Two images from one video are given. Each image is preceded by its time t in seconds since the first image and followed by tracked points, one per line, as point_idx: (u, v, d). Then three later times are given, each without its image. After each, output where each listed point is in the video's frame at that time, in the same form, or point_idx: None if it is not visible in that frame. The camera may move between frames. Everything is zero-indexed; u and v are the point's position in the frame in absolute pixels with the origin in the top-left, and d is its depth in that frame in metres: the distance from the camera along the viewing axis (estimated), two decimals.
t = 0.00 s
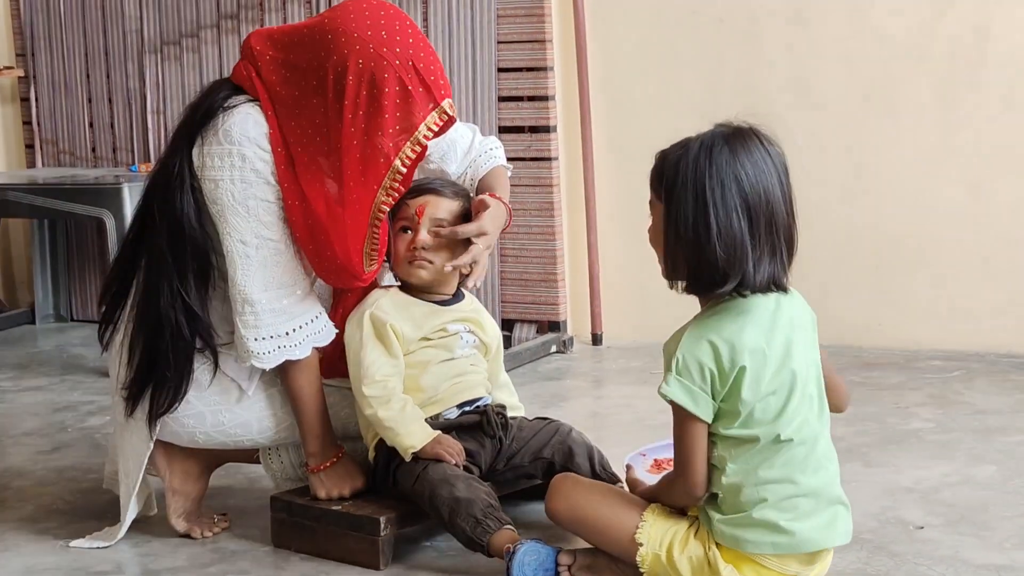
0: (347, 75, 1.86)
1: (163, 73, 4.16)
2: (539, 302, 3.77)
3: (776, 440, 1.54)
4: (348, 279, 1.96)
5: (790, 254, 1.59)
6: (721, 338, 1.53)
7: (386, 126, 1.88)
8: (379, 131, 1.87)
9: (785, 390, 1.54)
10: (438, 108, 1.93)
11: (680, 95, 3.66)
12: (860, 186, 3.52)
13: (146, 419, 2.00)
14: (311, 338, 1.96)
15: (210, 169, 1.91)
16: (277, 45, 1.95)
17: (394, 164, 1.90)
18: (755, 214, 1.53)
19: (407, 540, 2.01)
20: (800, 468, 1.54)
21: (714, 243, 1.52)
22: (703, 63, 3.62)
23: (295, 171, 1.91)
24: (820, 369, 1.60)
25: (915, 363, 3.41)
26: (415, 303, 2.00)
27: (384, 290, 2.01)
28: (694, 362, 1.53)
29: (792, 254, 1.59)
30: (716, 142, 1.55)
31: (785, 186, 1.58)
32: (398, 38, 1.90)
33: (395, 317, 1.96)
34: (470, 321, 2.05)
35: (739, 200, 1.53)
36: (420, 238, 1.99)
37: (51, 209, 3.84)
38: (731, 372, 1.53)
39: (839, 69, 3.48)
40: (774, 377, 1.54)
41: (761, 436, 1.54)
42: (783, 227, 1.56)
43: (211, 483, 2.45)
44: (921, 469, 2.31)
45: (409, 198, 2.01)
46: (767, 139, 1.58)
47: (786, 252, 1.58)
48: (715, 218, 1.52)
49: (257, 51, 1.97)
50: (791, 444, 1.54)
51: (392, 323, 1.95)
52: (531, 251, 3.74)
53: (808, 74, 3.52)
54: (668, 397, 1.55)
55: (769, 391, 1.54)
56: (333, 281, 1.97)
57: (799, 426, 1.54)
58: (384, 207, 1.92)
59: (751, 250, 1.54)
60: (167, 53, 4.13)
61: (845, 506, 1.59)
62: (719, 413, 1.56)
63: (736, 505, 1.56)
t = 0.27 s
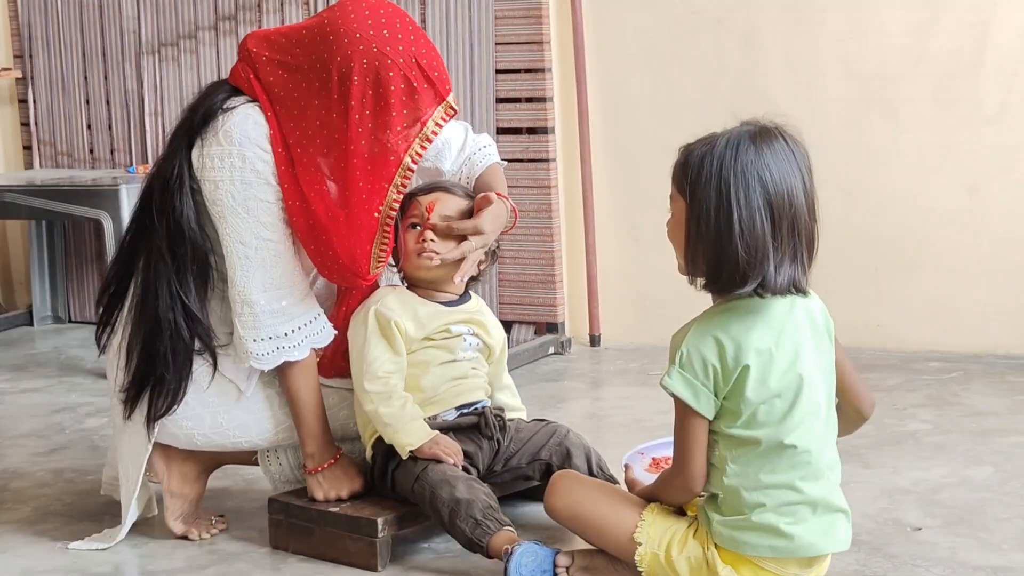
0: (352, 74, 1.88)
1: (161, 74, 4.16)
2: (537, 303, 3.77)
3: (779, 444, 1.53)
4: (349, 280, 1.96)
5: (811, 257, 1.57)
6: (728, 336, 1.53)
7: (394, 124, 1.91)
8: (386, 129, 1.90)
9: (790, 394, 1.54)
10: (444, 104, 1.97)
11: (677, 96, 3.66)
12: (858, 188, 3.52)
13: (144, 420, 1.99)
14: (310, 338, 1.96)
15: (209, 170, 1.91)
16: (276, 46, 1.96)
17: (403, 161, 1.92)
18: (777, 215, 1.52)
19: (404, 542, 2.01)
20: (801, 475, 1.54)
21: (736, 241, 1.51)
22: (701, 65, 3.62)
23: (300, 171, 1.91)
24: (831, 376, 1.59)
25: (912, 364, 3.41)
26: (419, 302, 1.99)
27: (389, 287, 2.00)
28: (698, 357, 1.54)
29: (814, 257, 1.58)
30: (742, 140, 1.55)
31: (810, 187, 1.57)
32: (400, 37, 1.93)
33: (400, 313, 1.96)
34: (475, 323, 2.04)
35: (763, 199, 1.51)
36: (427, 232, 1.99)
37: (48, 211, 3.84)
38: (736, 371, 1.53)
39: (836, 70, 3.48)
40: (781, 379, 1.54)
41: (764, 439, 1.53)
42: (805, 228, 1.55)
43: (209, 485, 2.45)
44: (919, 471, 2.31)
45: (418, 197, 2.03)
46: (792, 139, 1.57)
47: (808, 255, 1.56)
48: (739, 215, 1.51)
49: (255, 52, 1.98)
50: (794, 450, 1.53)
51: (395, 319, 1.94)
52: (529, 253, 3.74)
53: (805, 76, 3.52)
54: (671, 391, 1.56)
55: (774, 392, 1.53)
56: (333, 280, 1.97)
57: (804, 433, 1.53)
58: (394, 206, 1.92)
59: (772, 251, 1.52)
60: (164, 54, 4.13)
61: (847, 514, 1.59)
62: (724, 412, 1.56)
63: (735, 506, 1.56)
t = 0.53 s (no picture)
0: (359, 74, 1.89)
1: (160, 75, 4.16)
2: (535, 304, 3.77)
3: (779, 447, 1.53)
4: (349, 280, 1.96)
5: (812, 256, 1.58)
6: (730, 338, 1.53)
7: (401, 123, 1.92)
8: (392, 129, 1.91)
9: (791, 396, 1.54)
10: (450, 103, 1.99)
11: (676, 98, 3.66)
12: (856, 189, 3.52)
13: (143, 422, 1.99)
14: (310, 339, 1.96)
15: (212, 170, 1.90)
16: (280, 47, 1.96)
17: (410, 160, 1.93)
18: (779, 215, 1.52)
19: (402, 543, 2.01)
20: (799, 477, 1.54)
21: (736, 241, 1.51)
22: (700, 66, 3.62)
23: (303, 172, 1.91)
24: (831, 378, 1.60)
25: (911, 366, 3.41)
26: (420, 303, 1.99)
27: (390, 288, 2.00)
28: (701, 359, 1.54)
29: (815, 256, 1.58)
30: (743, 139, 1.54)
31: (811, 185, 1.57)
32: (406, 37, 1.95)
33: (401, 313, 1.96)
34: (474, 322, 2.04)
35: (764, 198, 1.52)
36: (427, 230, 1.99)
37: (47, 212, 3.84)
38: (738, 373, 1.53)
39: (835, 72, 3.49)
40: (782, 380, 1.53)
41: (764, 442, 1.53)
42: (807, 228, 1.55)
43: (207, 487, 2.45)
44: (918, 472, 2.31)
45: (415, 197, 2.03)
46: (793, 137, 1.57)
47: (809, 253, 1.57)
48: (742, 215, 1.51)
49: (258, 53, 1.97)
50: (793, 453, 1.53)
51: (395, 318, 1.94)
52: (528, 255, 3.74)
53: (804, 78, 3.52)
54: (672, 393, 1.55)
55: (775, 394, 1.53)
56: (332, 280, 1.97)
57: (803, 436, 1.54)
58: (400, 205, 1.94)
59: (774, 250, 1.52)
60: (163, 56, 4.13)
61: (845, 516, 1.59)
62: (725, 414, 1.56)
63: (734, 508, 1.56)
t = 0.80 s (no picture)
0: (361, 72, 1.89)
1: (159, 76, 4.16)
2: (535, 305, 3.77)
3: (776, 449, 1.53)
4: (349, 280, 1.97)
5: (808, 255, 1.58)
6: (728, 339, 1.53)
7: (405, 120, 1.92)
8: (395, 127, 1.91)
9: (789, 397, 1.54)
10: (453, 100, 1.99)
11: (676, 99, 3.67)
12: (856, 191, 3.52)
13: (143, 423, 1.99)
14: (310, 339, 1.96)
15: (212, 171, 1.90)
16: (281, 47, 1.96)
17: (414, 157, 1.93)
18: (775, 215, 1.53)
19: (402, 545, 2.01)
20: (797, 477, 1.54)
21: (729, 241, 1.51)
22: (699, 68, 3.62)
23: (304, 171, 1.91)
24: (829, 378, 1.60)
25: (910, 367, 3.41)
26: (421, 304, 1.99)
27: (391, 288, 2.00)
28: (699, 360, 1.54)
29: (811, 255, 1.58)
30: (736, 140, 1.55)
31: (805, 184, 1.57)
32: (408, 35, 1.95)
33: (403, 313, 1.96)
34: (475, 322, 2.05)
35: (757, 198, 1.52)
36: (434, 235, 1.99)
37: (47, 213, 3.84)
38: (735, 375, 1.53)
39: (834, 73, 3.49)
40: (780, 382, 1.54)
41: (762, 444, 1.54)
42: (801, 227, 1.55)
43: (207, 488, 2.45)
44: (917, 474, 2.31)
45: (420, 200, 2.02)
46: (788, 138, 1.58)
47: (805, 253, 1.57)
48: (736, 215, 1.51)
49: (259, 54, 1.98)
50: (790, 454, 1.53)
51: (396, 317, 1.95)
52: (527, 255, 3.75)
53: (803, 79, 3.52)
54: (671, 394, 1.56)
55: (773, 396, 1.53)
56: (330, 279, 1.98)
57: (801, 438, 1.54)
58: (403, 204, 1.93)
59: (769, 250, 1.52)
60: (163, 56, 4.14)
61: (843, 518, 1.59)
62: (723, 416, 1.56)
63: (732, 510, 1.56)
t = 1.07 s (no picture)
0: (356, 68, 1.88)
1: (160, 76, 4.16)
2: (535, 305, 3.77)
3: (773, 449, 1.53)
4: (348, 279, 1.98)
5: (803, 254, 1.58)
6: (724, 339, 1.53)
7: (398, 113, 1.91)
8: (390, 124, 1.91)
9: (785, 398, 1.54)
10: (447, 91, 1.97)
11: (676, 99, 3.67)
12: (856, 191, 3.52)
13: (142, 423, 1.99)
14: (309, 340, 1.96)
15: (212, 171, 1.90)
16: (278, 45, 1.96)
17: (407, 150, 1.92)
18: (768, 213, 1.52)
19: (401, 545, 2.01)
20: (794, 477, 1.54)
21: (724, 241, 1.52)
22: (699, 68, 3.62)
23: (302, 170, 1.92)
24: (827, 378, 1.60)
25: (910, 367, 3.41)
26: (422, 305, 1.99)
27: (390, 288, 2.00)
28: (696, 360, 1.54)
29: (807, 254, 1.58)
30: (730, 139, 1.55)
31: (801, 183, 1.57)
32: (402, 27, 1.93)
33: (404, 314, 1.96)
34: (475, 321, 2.06)
35: (752, 197, 1.52)
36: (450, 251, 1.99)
37: (47, 212, 3.84)
38: (732, 375, 1.53)
39: (835, 73, 3.49)
40: (776, 382, 1.54)
41: (759, 445, 1.54)
42: (797, 227, 1.55)
43: (207, 487, 2.46)
44: (916, 474, 2.31)
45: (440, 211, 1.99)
46: (782, 137, 1.57)
47: (800, 252, 1.57)
48: (730, 215, 1.51)
49: (256, 53, 1.98)
50: (788, 455, 1.53)
51: (397, 318, 1.94)
52: (527, 255, 3.75)
53: (803, 79, 3.52)
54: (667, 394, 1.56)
55: (770, 396, 1.53)
56: (329, 281, 2.00)
57: (798, 438, 1.54)
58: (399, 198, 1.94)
59: (763, 249, 1.53)
60: (163, 56, 4.14)
61: (841, 518, 1.59)
62: (720, 416, 1.56)
63: (730, 510, 1.56)
